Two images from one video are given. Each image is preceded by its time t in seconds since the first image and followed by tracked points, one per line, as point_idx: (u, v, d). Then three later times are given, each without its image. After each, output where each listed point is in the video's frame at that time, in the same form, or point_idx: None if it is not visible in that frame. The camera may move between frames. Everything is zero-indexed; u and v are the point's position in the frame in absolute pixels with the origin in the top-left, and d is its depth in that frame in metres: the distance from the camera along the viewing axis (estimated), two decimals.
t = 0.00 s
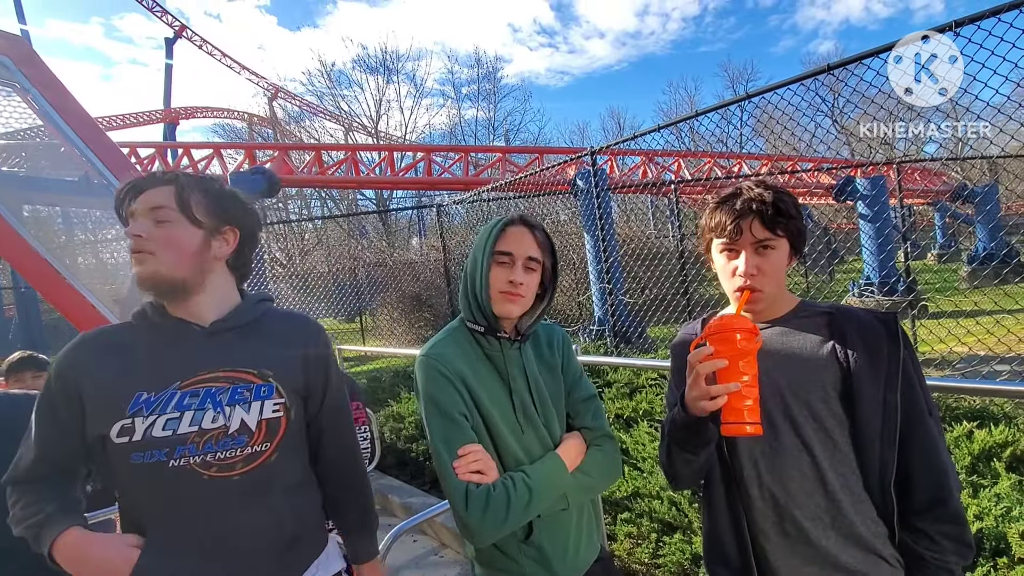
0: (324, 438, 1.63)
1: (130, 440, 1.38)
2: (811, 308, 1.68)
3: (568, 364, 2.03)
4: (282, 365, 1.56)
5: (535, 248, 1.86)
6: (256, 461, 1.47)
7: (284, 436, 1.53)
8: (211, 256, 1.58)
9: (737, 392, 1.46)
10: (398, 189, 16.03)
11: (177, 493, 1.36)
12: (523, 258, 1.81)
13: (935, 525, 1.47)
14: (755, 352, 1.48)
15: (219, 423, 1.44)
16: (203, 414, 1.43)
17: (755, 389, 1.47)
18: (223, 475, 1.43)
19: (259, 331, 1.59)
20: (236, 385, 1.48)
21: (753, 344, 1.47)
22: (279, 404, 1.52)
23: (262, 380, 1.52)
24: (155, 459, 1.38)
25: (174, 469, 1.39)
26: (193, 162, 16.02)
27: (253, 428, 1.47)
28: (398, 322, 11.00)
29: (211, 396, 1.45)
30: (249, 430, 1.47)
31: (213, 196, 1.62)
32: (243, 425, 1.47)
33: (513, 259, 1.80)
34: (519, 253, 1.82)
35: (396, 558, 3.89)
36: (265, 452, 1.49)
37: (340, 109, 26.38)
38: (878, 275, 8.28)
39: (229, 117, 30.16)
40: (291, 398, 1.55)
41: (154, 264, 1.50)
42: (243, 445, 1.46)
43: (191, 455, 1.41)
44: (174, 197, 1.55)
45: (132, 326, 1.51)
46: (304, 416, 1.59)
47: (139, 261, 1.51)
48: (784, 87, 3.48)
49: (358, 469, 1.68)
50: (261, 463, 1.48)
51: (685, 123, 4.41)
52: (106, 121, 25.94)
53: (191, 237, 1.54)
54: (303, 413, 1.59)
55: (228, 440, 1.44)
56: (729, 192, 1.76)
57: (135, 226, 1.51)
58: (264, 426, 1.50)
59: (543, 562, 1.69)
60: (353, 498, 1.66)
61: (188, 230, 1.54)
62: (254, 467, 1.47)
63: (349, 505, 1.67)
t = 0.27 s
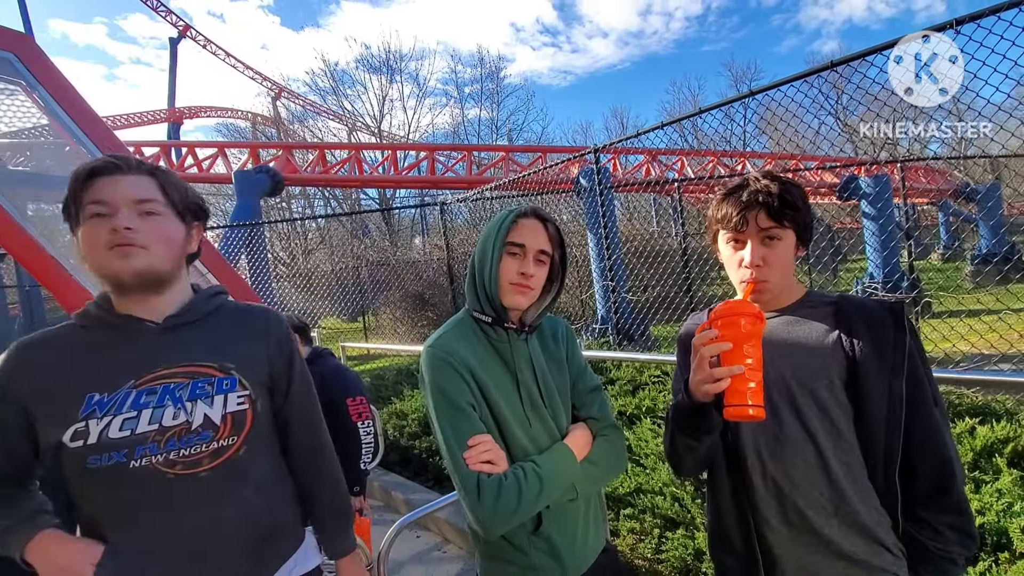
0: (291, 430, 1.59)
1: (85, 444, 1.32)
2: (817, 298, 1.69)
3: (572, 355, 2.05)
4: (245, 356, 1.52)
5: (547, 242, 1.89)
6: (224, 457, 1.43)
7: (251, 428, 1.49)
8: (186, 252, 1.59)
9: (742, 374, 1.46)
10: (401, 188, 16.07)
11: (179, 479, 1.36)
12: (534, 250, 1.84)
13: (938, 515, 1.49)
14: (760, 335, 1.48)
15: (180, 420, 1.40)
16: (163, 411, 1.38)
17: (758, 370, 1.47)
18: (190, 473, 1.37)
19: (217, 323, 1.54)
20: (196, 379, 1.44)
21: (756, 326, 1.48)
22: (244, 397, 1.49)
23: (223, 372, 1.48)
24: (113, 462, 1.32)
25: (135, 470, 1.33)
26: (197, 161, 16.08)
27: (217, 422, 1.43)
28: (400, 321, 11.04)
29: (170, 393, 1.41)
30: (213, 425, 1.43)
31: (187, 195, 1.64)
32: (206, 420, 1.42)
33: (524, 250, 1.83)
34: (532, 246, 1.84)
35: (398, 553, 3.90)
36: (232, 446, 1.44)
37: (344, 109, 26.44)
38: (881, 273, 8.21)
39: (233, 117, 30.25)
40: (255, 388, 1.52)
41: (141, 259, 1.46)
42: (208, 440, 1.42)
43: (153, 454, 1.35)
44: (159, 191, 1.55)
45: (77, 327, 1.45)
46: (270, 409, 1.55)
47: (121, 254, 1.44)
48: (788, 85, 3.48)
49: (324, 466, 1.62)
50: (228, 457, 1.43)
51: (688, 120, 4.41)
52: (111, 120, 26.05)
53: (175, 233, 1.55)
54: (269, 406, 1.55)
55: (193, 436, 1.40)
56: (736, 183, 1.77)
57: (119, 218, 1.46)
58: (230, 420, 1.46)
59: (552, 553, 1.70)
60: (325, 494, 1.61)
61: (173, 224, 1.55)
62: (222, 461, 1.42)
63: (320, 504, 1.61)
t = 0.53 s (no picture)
0: (286, 421, 1.60)
1: (83, 443, 1.31)
2: (826, 292, 1.69)
3: (582, 349, 2.06)
4: (236, 348, 1.52)
5: (557, 234, 1.90)
6: (222, 449, 1.44)
7: (246, 419, 1.50)
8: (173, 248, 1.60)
9: (750, 367, 1.46)
10: (410, 186, 16.14)
11: (194, 469, 1.39)
12: (545, 243, 1.85)
13: (948, 510, 1.49)
14: (768, 329, 1.48)
15: (177, 415, 1.40)
16: (158, 407, 1.38)
17: (768, 364, 1.48)
18: (190, 467, 1.39)
19: (205, 317, 1.54)
20: (190, 374, 1.44)
21: (765, 319, 1.48)
22: (239, 388, 1.50)
23: (216, 366, 1.48)
24: (113, 459, 1.33)
25: (136, 466, 1.34)
26: (210, 161, 16.26)
27: (214, 415, 1.44)
28: (410, 318, 11.09)
29: (164, 388, 1.40)
30: (210, 418, 1.44)
31: (168, 191, 1.64)
32: (203, 413, 1.43)
33: (536, 243, 1.84)
34: (542, 238, 1.85)
35: (407, 548, 3.93)
36: (229, 438, 1.46)
37: (354, 107, 26.58)
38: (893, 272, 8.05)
39: (245, 116, 30.53)
40: (249, 379, 1.53)
41: (133, 255, 1.46)
42: (206, 433, 1.43)
43: (152, 450, 1.36)
44: (144, 188, 1.55)
45: (61, 328, 1.42)
46: (264, 400, 1.56)
47: (115, 251, 1.43)
48: (799, 80, 3.45)
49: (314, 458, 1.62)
50: (227, 449, 1.45)
51: (697, 117, 4.39)
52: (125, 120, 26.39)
53: (163, 230, 1.55)
54: (263, 398, 1.56)
55: (191, 430, 1.41)
56: (743, 176, 1.77)
57: (110, 215, 1.45)
58: (226, 412, 1.47)
59: (562, 547, 1.71)
60: (323, 485, 1.63)
61: (160, 221, 1.55)
62: (220, 453, 1.44)
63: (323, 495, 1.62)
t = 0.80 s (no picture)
0: (308, 410, 1.63)
1: (120, 425, 1.37)
2: (837, 289, 1.68)
3: (593, 344, 2.06)
4: (261, 338, 1.56)
5: (564, 228, 1.90)
6: (251, 432, 1.48)
7: (273, 405, 1.54)
8: (202, 243, 1.64)
9: (762, 364, 1.46)
10: (419, 184, 16.19)
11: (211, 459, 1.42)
12: (553, 238, 1.86)
13: (959, 507, 1.48)
14: (779, 324, 1.48)
15: (208, 399, 1.44)
16: (190, 391, 1.42)
17: (779, 361, 1.48)
18: (220, 449, 1.43)
19: (231, 308, 1.58)
20: (220, 360, 1.48)
21: (776, 316, 1.48)
22: (265, 375, 1.53)
23: (243, 353, 1.51)
24: (148, 440, 1.38)
25: (169, 447, 1.39)
26: (221, 159, 16.41)
27: (243, 400, 1.48)
28: (418, 316, 11.14)
29: (196, 373, 1.45)
30: (239, 402, 1.47)
31: (197, 188, 1.68)
32: (232, 398, 1.47)
33: (543, 239, 1.84)
34: (550, 234, 1.85)
35: (416, 544, 3.96)
36: (257, 422, 1.50)
37: (363, 106, 26.67)
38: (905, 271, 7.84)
39: (255, 115, 30.74)
40: (275, 368, 1.56)
41: (164, 250, 1.51)
42: (235, 417, 1.47)
43: (185, 432, 1.40)
44: (172, 184, 1.58)
45: (99, 318, 1.48)
46: (288, 389, 1.60)
47: (146, 247, 1.48)
48: (810, 76, 3.43)
49: (333, 447, 1.64)
50: (254, 433, 1.49)
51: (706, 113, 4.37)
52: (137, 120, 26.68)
53: (192, 226, 1.60)
54: (287, 387, 1.59)
55: (221, 414, 1.45)
56: (754, 169, 1.76)
57: (140, 211, 1.50)
58: (254, 397, 1.50)
59: (564, 539, 1.72)
60: (344, 474, 1.65)
61: (189, 216, 1.59)
62: (250, 435, 1.48)
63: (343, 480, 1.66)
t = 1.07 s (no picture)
0: (366, 395, 1.72)
1: (203, 387, 1.49)
2: (863, 286, 1.66)
3: (612, 341, 2.05)
4: (329, 323, 1.67)
5: (579, 229, 1.89)
6: (315, 406, 1.58)
7: (336, 385, 1.64)
8: (277, 231, 1.74)
9: (792, 364, 1.45)
10: (437, 181, 16.27)
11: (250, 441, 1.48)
12: (568, 240, 1.86)
13: (985, 507, 1.45)
14: (808, 324, 1.47)
15: (280, 371, 1.55)
16: (264, 363, 1.54)
17: (810, 360, 1.47)
18: (287, 419, 1.53)
19: (304, 295, 1.71)
20: (292, 338, 1.60)
21: (804, 316, 1.47)
22: (330, 356, 1.63)
23: (312, 334, 1.63)
24: (225, 404, 1.49)
25: (243, 412, 1.50)
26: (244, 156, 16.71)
27: (309, 376, 1.58)
28: (435, 313, 11.22)
29: (272, 348, 1.57)
30: (306, 377, 1.58)
31: (275, 179, 1.77)
32: (300, 373, 1.57)
33: (559, 242, 1.85)
34: (565, 237, 1.86)
35: (433, 536, 4.01)
36: (321, 398, 1.59)
37: (382, 104, 26.86)
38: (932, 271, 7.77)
39: (277, 112, 31.21)
40: (339, 352, 1.66)
41: (233, 237, 1.61)
42: (302, 391, 1.56)
43: (258, 400, 1.51)
44: (245, 176, 1.68)
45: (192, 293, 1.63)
46: (349, 373, 1.69)
47: (218, 235, 1.61)
48: (836, 73, 3.36)
49: (388, 428, 1.71)
50: (317, 408, 1.58)
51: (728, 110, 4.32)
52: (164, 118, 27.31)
53: (263, 214, 1.69)
54: (348, 371, 1.69)
55: (289, 386, 1.55)
56: (782, 165, 1.75)
57: (212, 201, 1.61)
58: (319, 375, 1.60)
59: (575, 528, 1.73)
60: (393, 455, 1.72)
61: (261, 206, 1.68)
62: (314, 410, 1.58)
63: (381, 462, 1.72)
